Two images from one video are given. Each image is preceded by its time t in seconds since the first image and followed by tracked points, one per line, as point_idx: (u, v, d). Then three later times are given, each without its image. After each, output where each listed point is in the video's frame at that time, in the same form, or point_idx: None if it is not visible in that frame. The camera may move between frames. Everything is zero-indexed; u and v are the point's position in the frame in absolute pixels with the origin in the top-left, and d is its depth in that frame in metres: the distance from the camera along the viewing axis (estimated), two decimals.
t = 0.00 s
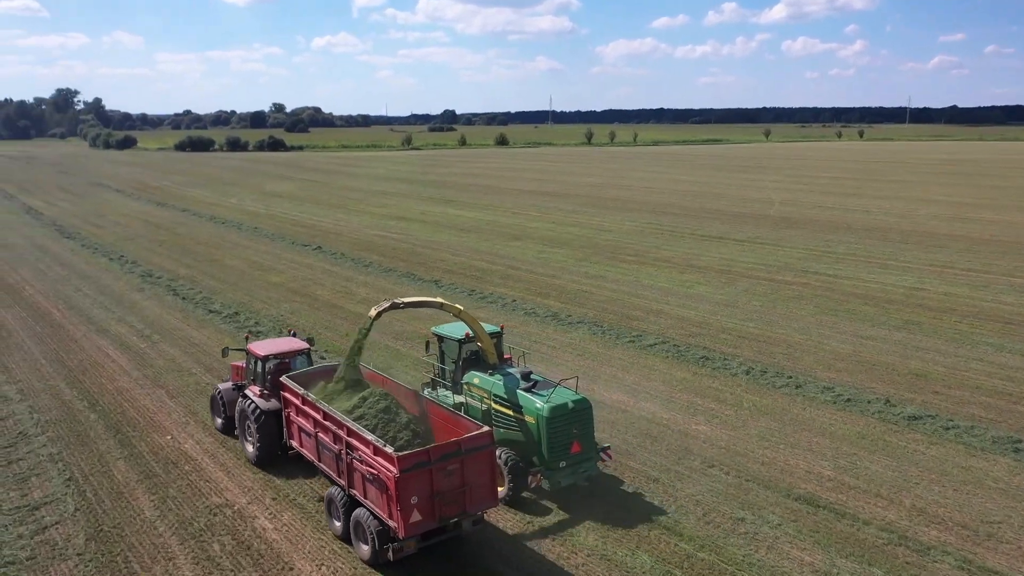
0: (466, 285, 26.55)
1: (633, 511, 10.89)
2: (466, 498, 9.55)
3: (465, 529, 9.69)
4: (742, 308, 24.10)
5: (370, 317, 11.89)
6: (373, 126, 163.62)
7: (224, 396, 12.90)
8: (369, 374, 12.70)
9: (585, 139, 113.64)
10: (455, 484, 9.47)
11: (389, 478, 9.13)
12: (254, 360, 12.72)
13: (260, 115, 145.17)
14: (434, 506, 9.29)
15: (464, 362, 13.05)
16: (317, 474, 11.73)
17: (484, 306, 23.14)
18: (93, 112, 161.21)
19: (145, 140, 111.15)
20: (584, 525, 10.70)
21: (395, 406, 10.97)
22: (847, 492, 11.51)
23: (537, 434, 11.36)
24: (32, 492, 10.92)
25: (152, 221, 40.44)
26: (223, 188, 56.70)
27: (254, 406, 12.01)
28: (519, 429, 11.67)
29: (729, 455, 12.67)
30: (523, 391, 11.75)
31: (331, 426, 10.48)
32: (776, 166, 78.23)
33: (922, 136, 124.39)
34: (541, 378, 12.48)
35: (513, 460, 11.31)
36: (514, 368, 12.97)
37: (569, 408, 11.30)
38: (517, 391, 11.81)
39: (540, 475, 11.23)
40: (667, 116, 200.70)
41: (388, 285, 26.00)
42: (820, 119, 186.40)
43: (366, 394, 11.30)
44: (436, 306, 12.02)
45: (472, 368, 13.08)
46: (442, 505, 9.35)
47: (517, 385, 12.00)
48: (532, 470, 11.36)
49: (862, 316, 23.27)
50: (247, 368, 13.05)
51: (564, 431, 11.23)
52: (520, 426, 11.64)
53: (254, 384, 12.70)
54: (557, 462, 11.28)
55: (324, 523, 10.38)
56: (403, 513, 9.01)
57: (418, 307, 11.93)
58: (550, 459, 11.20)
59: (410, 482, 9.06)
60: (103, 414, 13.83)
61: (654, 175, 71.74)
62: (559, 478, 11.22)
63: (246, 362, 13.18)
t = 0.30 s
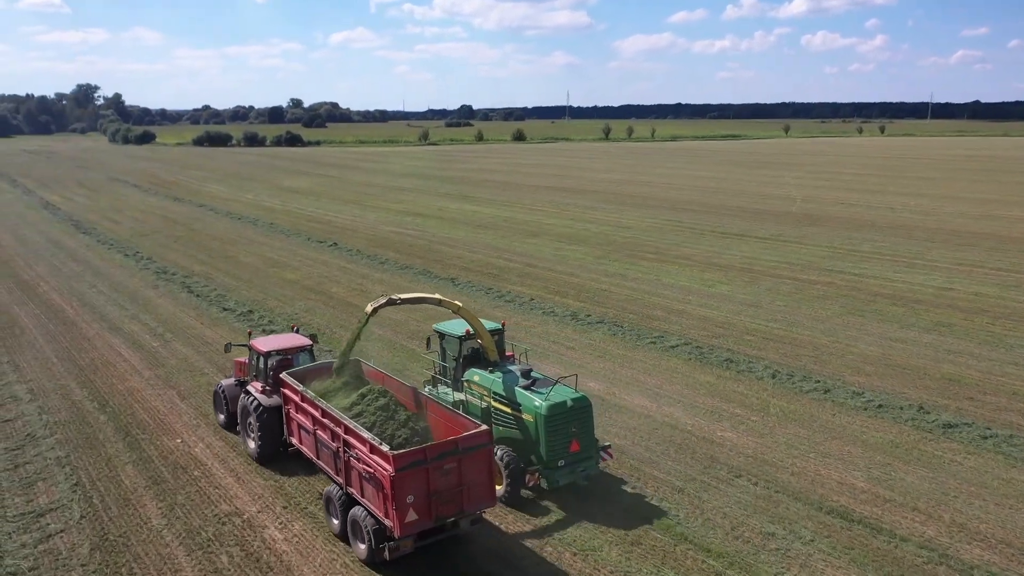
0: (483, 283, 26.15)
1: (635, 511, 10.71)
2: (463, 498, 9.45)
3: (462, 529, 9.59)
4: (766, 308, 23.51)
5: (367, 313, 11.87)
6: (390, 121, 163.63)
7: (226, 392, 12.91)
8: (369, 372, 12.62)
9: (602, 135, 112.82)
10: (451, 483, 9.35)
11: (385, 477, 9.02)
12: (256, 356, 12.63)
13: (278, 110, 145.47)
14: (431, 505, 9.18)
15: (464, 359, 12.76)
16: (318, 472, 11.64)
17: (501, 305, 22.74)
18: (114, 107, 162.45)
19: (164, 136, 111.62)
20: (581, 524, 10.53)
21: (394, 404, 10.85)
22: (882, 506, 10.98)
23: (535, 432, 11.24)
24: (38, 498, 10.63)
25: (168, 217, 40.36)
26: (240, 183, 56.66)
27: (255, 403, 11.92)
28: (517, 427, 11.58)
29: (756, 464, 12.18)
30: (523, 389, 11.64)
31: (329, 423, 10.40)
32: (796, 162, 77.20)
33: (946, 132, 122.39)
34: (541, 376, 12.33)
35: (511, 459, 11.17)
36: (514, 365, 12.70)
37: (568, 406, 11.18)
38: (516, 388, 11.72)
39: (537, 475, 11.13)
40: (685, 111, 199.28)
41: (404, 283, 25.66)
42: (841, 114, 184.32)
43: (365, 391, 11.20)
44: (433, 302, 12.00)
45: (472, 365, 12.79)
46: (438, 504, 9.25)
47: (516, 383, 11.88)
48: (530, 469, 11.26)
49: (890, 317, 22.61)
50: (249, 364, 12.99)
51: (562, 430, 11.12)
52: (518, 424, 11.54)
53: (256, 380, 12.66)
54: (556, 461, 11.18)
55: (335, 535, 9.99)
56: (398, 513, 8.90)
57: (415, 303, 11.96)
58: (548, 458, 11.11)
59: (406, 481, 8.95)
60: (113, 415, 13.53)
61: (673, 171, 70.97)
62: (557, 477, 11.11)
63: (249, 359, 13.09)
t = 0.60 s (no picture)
0: (500, 281, 25.72)
1: (632, 511, 10.60)
2: (460, 498, 9.36)
3: (460, 530, 9.48)
4: (790, 308, 22.89)
5: (366, 310, 11.80)
6: (407, 115, 163.43)
7: (230, 388, 12.88)
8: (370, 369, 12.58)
9: (621, 131, 111.85)
10: (448, 484, 9.27)
11: (380, 478, 8.94)
12: (258, 352, 12.73)
13: (296, 105, 145.60)
14: (426, 505, 9.10)
15: (464, 357, 12.75)
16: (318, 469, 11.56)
17: (518, 304, 22.33)
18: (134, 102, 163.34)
19: (183, 131, 112.12)
20: (577, 524, 10.42)
21: (392, 402, 10.79)
22: (920, 522, 10.44)
23: (534, 432, 11.08)
24: (43, 505, 10.32)
25: (185, 212, 40.23)
26: (258, 178, 56.54)
27: (256, 399, 11.96)
28: (516, 426, 11.43)
29: (786, 476, 11.68)
30: (523, 388, 11.46)
31: (327, 421, 10.34)
32: (818, 158, 76.06)
33: (970, 127, 120.64)
34: (542, 374, 12.17)
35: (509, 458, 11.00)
36: (516, 363, 12.62)
37: (567, 405, 11.00)
38: (515, 387, 11.56)
39: (536, 474, 10.97)
40: (703, 106, 197.66)
41: (419, 281, 25.29)
42: (861, 109, 182.06)
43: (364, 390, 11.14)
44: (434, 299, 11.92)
45: (473, 362, 12.76)
46: (435, 505, 9.16)
47: (516, 381, 11.71)
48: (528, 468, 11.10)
49: (920, 319, 21.92)
50: (252, 361, 13.05)
51: (560, 429, 10.95)
52: (517, 423, 11.40)
53: (259, 376, 12.75)
54: (554, 460, 11.01)
55: (345, 549, 9.60)
56: (393, 513, 8.82)
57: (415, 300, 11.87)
58: (547, 458, 10.94)
59: (401, 482, 8.88)
60: (123, 418, 13.24)
61: (693, 167, 70.12)
62: (556, 477, 10.92)
63: (251, 355, 13.17)
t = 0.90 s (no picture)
0: (517, 279, 25.28)
1: (640, 515, 10.33)
2: (457, 498, 9.22)
3: (457, 530, 9.35)
4: (816, 309, 22.26)
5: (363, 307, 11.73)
6: (424, 111, 163.54)
7: (231, 385, 12.81)
8: (369, 366, 12.47)
9: (639, 126, 110.88)
10: (445, 484, 9.13)
11: (375, 477, 8.82)
12: (259, 348, 12.66)
13: (314, 100, 145.72)
14: (423, 505, 8.98)
15: (466, 355, 12.68)
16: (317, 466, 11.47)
17: (536, 303, 21.89)
18: (154, 97, 164.32)
19: (202, 126, 112.52)
20: (576, 525, 10.27)
21: (392, 400, 10.59)
22: (961, 540, 9.89)
23: (533, 430, 10.91)
24: (46, 512, 10.02)
25: (201, 208, 40.10)
26: (274, 174, 56.43)
27: (257, 395, 11.90)
28: (515, 425, 11.26)
29: (817, 488, 11.15)
30: (523, 387, 11.26)
31: (324, 419, 10.23)
32: (839, 154, 74.91)
33: (995, 123, 118.65)
34: (543, 372, 11.99)
35: (509, 456, 10.80)
36: (518, 361, 12.47)
37: (566, 404, 10.78)
38: (515, 385, 11.37)
39: (535, 474, 10.79)
40: (722, 101, 195.98)
41: (436, 279, 24.90)
42: (882, 104, 179.83)
43: (363, 387, 10.98)
44: (433, 296, 11.84)
45: (474, 360, 12.65)
46: (431, 505, 9.03)
47: (516, 379, 11.54)
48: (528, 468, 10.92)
49: (951, 321, 21.23)
50: (253, 357, 13.05)
51: (560, 429, 10.76)
52: (517, 421, 11.22)
53: (260, 373, 12.76)
54: (554, 459, 10.82)
55: (355, 563, 9.20)
56: (388, 514, 8.70)
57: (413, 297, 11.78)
58: (546, 457, 10.76)
59: (396, 482, 8.75)
60: (131, 420, 12.93)
61: (712, 162, 69.25)
62: (555, 476, 10.73)
63: (253, 351, 13.09)
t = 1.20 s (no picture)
0: (534, 278, 24.81)
1: (659, 528, 9.88)
2: (454, 499, 9.11)
3: (454, 531, 9.24)
4: (842, 310, 21.61)
5: (363, 306, 11.61)
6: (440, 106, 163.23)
7: (233, 379, 12.79)
8: (369, 363, 12.45)
9: (656, 121, 109.88)
10: (441, 484, 9.03)
11: (370, 477, 8.72)
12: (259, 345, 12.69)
13: (331, 95, 145.73)
14: (418, 506, 8.87)
15: (467, 353, 12.53)
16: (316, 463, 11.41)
17: (553, 303, 21.44)
18: (172, 93, 164.98)
19: (219, 121, 112.68)
20: (573, 525, 10.15)
21: (389, 399, 10.65)
22: (1004, 562, 9.34)
23: (531, 431, 10.82)
24: (47, 522, 9.68)
25: (216, 204, 39.89)
26: (290, 170, 56.25)
27: (257, 392, 11.82)
28: (515, 425, 11.18)
29: (850, 503, 10.60)
30: (523, 386, 11.17)
31: (321, 417, 10.15)
32: (860, 150, 73.73)
33: (1019, 120, 116.59)
34: (544, 372, 11.87)
35: (507, 456, 10.75)
36: (520, 360, 12.34)
37: (566, 405, 10.68)
38: (515, 385, 11.28)
39: (533, 475, 10.72)
40: (740, 96, 194.21)
41: (451, 277, 24.49)
42: (902, 100, 177.43)
43: (360, 386, 11.05)
44: (434, 293, 11.72)
45: (475, 359, 12.53)
46: (427, 505, 8.91)
47: (516, 378, 11.45)
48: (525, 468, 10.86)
49: (983, 324, 20.51)
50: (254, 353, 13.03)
51: (559, 430, 10.65)
52: (516, 422, 11.13)
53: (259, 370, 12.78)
54: (553, 460, 10.72)
55: None
56: (383, 514, 8.59)
57: (414, 294, 11.66)
58: (544, 458, 10.67)
59: (391, 481, 8.65)
60: (138, 424, 12.60)
61: (731, 158, 68.38)
62: (554, 478, 10.64)
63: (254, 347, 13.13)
